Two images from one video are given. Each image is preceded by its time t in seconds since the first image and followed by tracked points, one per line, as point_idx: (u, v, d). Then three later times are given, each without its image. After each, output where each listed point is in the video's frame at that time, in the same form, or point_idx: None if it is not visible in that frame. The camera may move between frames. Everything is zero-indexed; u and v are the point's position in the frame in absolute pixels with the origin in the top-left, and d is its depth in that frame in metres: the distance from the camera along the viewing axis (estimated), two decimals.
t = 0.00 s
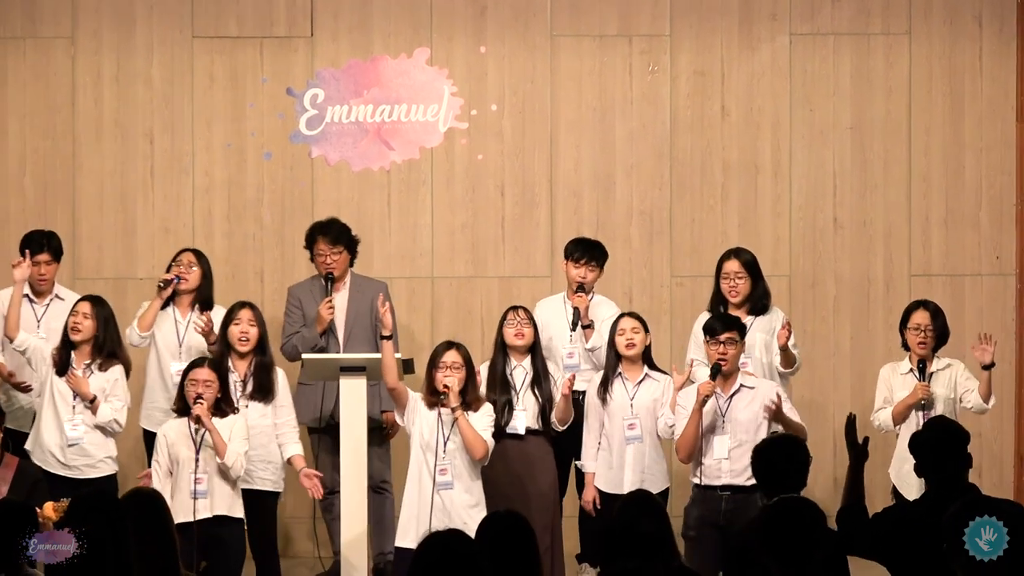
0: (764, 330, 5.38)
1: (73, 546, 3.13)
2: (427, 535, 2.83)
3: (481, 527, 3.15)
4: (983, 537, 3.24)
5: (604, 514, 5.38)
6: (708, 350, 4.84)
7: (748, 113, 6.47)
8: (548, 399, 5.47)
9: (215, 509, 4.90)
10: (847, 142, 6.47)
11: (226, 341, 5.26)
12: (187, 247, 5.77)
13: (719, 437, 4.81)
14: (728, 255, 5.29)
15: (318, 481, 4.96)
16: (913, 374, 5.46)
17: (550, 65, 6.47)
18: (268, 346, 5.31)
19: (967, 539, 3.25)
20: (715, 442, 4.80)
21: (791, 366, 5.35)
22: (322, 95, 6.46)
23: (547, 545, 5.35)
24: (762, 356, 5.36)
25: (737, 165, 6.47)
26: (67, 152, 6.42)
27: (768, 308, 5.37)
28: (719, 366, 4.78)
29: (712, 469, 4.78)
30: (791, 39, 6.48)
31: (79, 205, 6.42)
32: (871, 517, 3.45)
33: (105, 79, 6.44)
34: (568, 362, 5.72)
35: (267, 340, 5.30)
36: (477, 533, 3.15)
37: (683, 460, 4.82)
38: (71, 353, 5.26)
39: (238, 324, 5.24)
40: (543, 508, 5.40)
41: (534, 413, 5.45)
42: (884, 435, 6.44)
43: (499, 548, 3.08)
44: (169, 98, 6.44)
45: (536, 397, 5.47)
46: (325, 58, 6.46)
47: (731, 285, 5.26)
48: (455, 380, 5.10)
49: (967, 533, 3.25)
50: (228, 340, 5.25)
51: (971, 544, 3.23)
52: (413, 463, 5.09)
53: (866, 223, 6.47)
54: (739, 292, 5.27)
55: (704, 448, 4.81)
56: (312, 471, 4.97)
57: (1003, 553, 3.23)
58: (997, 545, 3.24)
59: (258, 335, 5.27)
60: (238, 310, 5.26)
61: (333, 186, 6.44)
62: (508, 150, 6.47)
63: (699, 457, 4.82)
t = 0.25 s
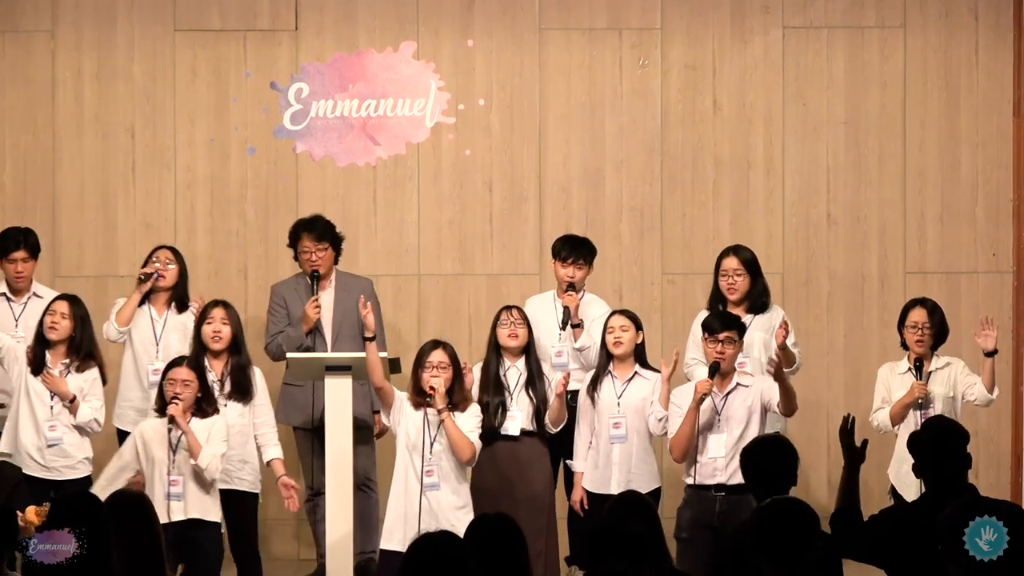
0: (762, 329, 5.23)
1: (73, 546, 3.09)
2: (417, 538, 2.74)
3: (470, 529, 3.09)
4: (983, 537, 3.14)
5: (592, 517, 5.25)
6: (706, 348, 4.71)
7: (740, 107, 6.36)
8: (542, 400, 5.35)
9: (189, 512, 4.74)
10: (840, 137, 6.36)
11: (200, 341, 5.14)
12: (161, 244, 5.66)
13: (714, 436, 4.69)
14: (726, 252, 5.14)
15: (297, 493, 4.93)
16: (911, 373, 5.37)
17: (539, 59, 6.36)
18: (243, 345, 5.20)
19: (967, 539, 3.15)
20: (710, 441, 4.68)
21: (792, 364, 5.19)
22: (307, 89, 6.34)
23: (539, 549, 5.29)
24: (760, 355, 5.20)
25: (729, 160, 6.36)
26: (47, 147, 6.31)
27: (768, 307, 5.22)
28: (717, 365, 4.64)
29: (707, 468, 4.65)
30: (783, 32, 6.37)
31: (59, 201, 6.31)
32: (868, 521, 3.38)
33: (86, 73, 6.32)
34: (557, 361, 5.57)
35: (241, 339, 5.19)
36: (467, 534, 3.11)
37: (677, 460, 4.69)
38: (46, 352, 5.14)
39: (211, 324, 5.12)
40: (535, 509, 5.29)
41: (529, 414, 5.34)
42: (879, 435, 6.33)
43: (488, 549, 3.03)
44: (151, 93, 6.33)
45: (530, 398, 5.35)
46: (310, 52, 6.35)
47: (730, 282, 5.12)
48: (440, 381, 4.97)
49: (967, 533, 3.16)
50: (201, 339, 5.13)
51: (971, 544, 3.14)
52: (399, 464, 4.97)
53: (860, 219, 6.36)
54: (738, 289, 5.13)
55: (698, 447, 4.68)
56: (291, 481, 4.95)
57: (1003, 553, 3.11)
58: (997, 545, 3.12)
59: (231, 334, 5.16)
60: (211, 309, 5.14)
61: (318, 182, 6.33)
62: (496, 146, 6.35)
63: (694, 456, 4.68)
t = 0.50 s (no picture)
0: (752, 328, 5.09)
1: (70, 546, 3.68)
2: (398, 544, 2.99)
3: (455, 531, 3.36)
4: (983, 537, 3.18)
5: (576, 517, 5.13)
6: (692, 347, 4.57)
7: (728, 102, 6.24)
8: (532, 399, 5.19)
9: (147, 516, 4.64)
10: (831, 132, 6.24)
11: (172, 339, 5.02)
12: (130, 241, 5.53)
13: (701, 436, 4.54)
14: (718, 247, 5.05)
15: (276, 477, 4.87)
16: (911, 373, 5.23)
17: (523, 53, 6.24)
18: (215, 342, 5.10)
19: (967, 539, 3.19)
20: (696, 440, 4.53)
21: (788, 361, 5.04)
22: (287, 83, 6.22)
23: (528, 552, 5.15)
24: (749, 354, 5.06)
25: (718, 156, 6.24)
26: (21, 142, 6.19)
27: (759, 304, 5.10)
28: (704, 364, 4.50)
29: (691, 468, 4.50)
30: (772, 25, 6.25)
31: (34, 197, 6.19)
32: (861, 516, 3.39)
33: (61, 66, 6.20)
34: (540, 358, 5.48)
35: (213, 336, 5.09)
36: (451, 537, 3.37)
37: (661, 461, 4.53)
38: (18, 350, 5.00)
39: (183, 321, 5.01)
40: (521, 511, 5.14)
41: (517, 413, 5.17)
42: (870, 435, 6.21)
43: (472, 550, 3.29)
44: (128, 87, 6.20)
45: (520, 397, 5.18)
46: (289, 45, 6.22)
47: (721, 277, 5.01)
48: (424, 379, 4.83)
49: (967, 534, 3.19)
50: (173, 338, 5.01)
51: (971, 544, 3.18)
52: (382, 465, 4.83)
53: (851, 216, 6.24)
54: (729, 285, 5.02)
55: (684, 446, 4.54)
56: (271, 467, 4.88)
57: (1002, 553, 3.15)
58: (997, 545, 3.16)
59: (203, 331, 5.06)
60: (182, 307, 5.04)
61: (298, 178, 6.21)
62: (480, 141, 6.23)
63: (678, 456, 4.53)
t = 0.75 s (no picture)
0: (737, 327, 4.95)
1: (74, 546, 2.99)
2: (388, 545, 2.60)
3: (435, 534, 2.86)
4: (983, 537, 2.76)
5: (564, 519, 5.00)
6: (674, 345, 4.45)
7: (718, 97, 6.13)
8: (520, 399, 5.02)
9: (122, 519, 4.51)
10: (822, 128, 6.13)
11: (150, 341, 4.89)
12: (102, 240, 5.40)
13: (684, 438, 4.41)
14: (706, 244, 4.96)
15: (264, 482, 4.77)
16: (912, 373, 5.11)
17: (509, 48, 6.13)
18: (194, 342, 4.96)
19: (967, 539, 2.80)
20: (679, 442, 4.41)
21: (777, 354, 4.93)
22: (269, 78, 6.11)
23: (516, 556, 4.99)
24: (734, 353, 4.93)
25: (707, 152, 6.13)
26: None
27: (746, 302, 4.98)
28: (687, 364, 4.39)
29: (671, 471, 4.39)
30: (763, 20, 6.14)
31: (11, 195, 6.08)
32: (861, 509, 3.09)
33: (39, 62, 6.09)
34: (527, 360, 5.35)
35: (193, 335, 4.96)
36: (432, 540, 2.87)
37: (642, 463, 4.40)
38: None
39: (160, 321, 4.88)
40: (506, 514, 4.97)
41: (505, 415, 5.01)
42: (863, 437, 6.10)
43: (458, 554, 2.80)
44: (106, 83, 6.09)
45: (508, 398, 5.02)
46: (271, 40, 6.11)
47: (710, 272, 4.91)
48: (408, 379, 4.67)
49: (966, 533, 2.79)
50: (152, 339, 4.88)
51: (971, 544, 2.78)
52: (365, 469, 4.68)
53: (843, 213, 6.14)
54: (718, 280, 4.91)
55: (666, 448, 4.41)
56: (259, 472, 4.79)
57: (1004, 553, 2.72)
58: (997, 545, 2.73)
59: (182, 331, 4.93)
60: (158, 307, 4.90)
61: (280, 175, 6.10)
62: (465, 137, 6.12)
63: (659, 458, 4.40)
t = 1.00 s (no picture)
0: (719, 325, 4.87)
1: (74, 545, 2.59)
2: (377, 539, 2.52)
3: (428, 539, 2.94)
4: (983, 536, 2.35)
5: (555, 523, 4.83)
6: (651, 343, 4.35)
7: (710, 91, 6.01)
8: (507, 401, 4.83)
9: (109, 520, 4.46)
10: (816, 123, 6.01)
11: (132, 339, 4.75)
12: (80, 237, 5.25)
13: (665, 439, 4.31)
14: (691, 239, 4.87)
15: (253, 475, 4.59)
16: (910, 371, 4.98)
17: (497, 41, 6.01)
18: (178, 340, 4.82)
19: (965, 538, 2.38)
20: (657, 443, 4.30)
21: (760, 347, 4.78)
22: (252, 72, 5.99)
23: (502, 558, 4.84)
24: (716, 352, 4.84)
25: (699, 147, 6.01)
26: None
27: (728, 300, 4.89)
28: (666, 362, 4.28)
29: (650, 474, 4.27)
30: (756, 12, 6.02)
31: None
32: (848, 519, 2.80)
33: (17, 55, 5.97)
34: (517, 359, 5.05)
35: (177, 334, 4.81)
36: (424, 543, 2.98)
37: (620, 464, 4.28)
38: None
39: (143, 320, 4.73)
40: (494, 517, 4.82)
41: (490, 416, 4.84)
42: (858, 438, 5.99)
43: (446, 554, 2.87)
44: (86, 77, 5.97)
45: (493, 400, 4.84)
46: (254, 33, 6.00)
47: (692, 268, 4.81)
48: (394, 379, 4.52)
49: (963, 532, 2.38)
50: (135, 337, 4.74)
51: (968, 545, 2.37)
52: (349, 470, 4.55)
53: (837, 210, 6.02)
54: (698, 276, 4.82)
55: (646, 449, 4.30)
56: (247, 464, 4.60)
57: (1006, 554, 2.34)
58: (998, 545, 2.34)
59: (166, 330, 4.78)
60: (141, 305, 4.75)
61: (263, 171, 5.98)
62: (452, 132, 6.01)
63: (637, 461, 4.29)
